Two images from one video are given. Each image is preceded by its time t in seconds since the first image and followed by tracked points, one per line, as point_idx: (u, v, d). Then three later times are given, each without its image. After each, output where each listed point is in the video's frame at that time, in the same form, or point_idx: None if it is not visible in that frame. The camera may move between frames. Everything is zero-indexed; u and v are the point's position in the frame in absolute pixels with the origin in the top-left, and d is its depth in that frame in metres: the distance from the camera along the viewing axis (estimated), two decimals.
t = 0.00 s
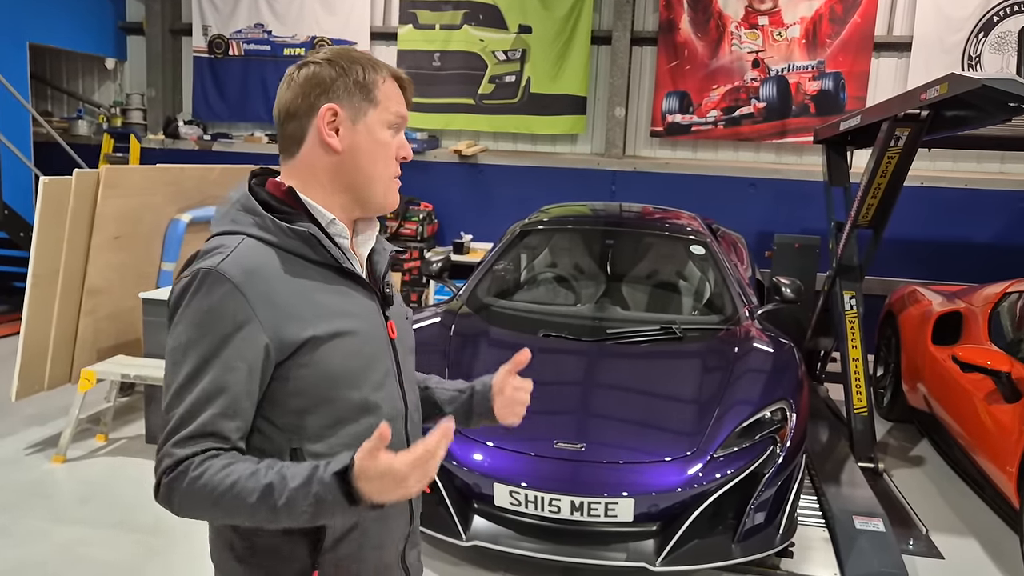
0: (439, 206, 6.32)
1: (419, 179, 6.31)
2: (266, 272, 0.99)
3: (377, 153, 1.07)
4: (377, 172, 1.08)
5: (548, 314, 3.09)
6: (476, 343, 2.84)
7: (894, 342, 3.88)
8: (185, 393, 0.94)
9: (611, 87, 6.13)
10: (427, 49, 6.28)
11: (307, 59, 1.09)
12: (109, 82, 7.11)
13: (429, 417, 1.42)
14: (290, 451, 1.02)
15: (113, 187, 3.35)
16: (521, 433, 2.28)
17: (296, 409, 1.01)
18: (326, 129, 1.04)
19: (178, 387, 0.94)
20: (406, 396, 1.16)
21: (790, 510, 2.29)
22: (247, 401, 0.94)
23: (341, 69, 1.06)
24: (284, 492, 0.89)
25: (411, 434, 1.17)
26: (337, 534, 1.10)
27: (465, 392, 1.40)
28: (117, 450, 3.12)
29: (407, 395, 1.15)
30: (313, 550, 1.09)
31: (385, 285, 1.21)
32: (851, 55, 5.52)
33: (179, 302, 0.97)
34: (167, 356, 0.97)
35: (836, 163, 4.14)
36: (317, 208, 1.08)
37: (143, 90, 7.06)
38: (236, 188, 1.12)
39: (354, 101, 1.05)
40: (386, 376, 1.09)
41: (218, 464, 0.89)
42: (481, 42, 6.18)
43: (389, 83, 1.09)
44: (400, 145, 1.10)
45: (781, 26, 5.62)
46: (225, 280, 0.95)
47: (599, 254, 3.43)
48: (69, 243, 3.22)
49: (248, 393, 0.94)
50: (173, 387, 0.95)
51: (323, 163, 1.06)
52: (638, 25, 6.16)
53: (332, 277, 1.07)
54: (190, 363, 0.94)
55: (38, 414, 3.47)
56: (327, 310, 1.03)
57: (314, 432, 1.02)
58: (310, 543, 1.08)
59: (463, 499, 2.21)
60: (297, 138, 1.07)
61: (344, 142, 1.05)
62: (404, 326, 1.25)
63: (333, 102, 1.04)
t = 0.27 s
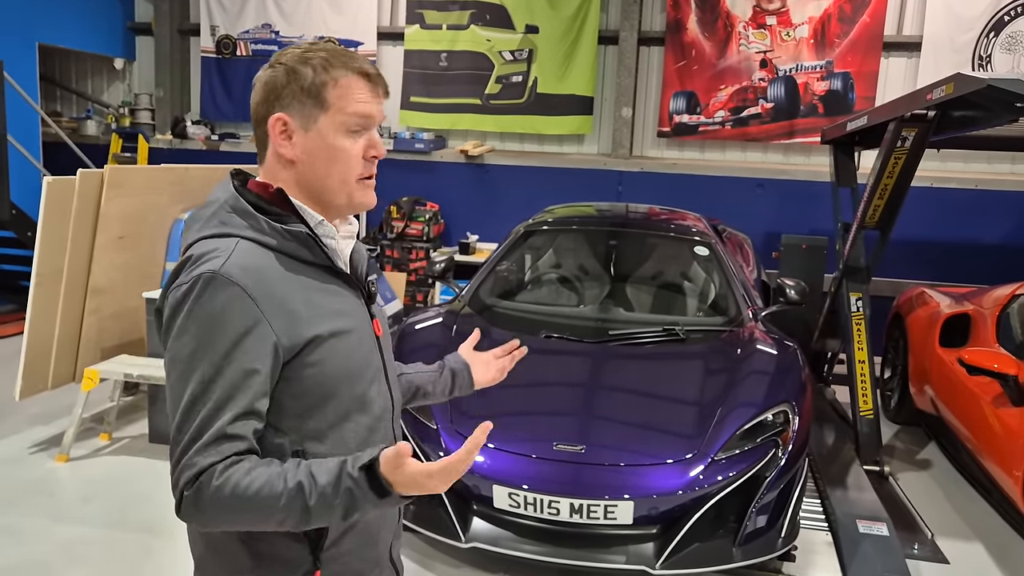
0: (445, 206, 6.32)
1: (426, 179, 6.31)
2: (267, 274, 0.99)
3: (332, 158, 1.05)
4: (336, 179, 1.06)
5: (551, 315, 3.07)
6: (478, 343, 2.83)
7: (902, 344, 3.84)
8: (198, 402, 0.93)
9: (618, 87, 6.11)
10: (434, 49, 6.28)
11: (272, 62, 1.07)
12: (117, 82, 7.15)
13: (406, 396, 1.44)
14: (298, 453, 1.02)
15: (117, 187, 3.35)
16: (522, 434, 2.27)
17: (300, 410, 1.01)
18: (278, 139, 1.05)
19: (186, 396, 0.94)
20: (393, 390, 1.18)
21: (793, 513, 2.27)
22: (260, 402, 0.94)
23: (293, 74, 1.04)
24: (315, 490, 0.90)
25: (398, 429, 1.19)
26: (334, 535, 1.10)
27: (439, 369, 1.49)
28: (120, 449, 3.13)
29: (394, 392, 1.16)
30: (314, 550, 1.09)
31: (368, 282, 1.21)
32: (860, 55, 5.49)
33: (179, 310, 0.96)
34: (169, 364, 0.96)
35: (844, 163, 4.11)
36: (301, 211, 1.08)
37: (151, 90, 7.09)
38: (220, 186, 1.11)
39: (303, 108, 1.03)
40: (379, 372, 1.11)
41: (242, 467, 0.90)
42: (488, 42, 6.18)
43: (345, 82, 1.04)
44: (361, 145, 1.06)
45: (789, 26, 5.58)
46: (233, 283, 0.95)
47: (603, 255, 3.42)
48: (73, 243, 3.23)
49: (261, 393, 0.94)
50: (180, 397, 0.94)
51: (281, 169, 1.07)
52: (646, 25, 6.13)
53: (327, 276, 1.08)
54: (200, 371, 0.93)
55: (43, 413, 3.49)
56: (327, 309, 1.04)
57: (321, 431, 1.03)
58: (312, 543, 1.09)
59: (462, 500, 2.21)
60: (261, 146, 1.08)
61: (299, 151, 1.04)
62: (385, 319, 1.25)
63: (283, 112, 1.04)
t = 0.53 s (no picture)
0: (452, 206, 6.32)
1: (433, 179, 6.31)
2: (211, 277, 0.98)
3: (253, 167, 1.02)
4: (264, 187, 1.03)
5: (554, 315, 3.06)
6: (479, 344, 2.81)
7: (911, 345, 3.80)
8: (126, 394, 0.94)
9: (626, 87, 6.08)
10: (441, 49, 6.28)
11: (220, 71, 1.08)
12: (126, 82, 7.19)
13: (400, 423, 1.41)
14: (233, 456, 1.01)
15: (120, 186, 3.36)
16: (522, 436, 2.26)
17: (240, 417, 1.00)
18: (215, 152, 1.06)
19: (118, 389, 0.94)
20: (362, 400, 1.15)
21: (796, 517, 2.25)
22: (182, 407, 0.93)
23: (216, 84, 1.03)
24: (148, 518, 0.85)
25: (364, 442, 1.15)
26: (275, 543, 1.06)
27: (442, 410, 1.44)
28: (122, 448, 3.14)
29: (361, 403, 1.14)
30: (255, 561, 1.05)
31: (347, 290, 1.17)
32: (870, 54, 5.44)
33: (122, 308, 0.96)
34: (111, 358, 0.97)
35: (852, 163, 4.07)
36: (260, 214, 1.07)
37: (160, 90, 7.12)
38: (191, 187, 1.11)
39: (223, 118, 1.02)
40: (338, 382, 1.08)
41: (134, 473, 0.90)
42: (495, 42, 6.17)
43: (257, 87, 1.00)
44: (281, 150, 1.02)
45: (798, 25, 5.54)
46: (168, 287, 0.94)
47: (608, 255, 3.40)
48: (77, 243, 3.23)
49: (184, 399, 0.93)
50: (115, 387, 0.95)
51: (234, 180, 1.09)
52: (654, 24, 6.11)
53: (285, 283, 1.05)
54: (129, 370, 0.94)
55: (47, 412, 3.50)
56: (276, 317, 1.02)
57: (260, 439, 1.02)
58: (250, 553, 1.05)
59: (461, 502, 2.19)
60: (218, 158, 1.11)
61: (230, 162, 1.04)
62: (366, 328, 1.21)
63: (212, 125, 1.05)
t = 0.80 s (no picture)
0: (460, 207, 6.33)
1: (441, 179, 6.33)
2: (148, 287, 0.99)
3: (204, 175, 1.03)
4: (214, 196, 1.04)
5: (559, 316, 3.06)
6: (483, 343, 2.81)
7: (920, 347, 3.78)
8: (72, 387, 1.00)
9: (634, 88, 6.06)
10: (450, 49, 6.29)
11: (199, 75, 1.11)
12: (138, 83, 7.26)
13: (431, 447, 1.37)
14: (172, 457, 1.04)
15: (129, 186, 3.44)
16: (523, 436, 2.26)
17: (177, 422, 1.02)
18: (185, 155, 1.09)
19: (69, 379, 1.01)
20: (317, 420, 1.10)
21: (799, 518, 2.24)
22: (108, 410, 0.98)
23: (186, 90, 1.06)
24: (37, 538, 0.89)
25: (318, 463, 1.10)
26: (205, 547, 1.05)
27: (477, 443, 1.36)
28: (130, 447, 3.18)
29: (316, 422, 1.10)
30: (187, 557, 1.05)
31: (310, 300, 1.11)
32: (880, 54, 5.40)
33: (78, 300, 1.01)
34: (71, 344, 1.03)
35: (861, 163, 4.05)
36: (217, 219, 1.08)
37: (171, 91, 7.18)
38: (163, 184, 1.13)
39: (187, 124, 1.05)
40: (284, 401, 1.07)
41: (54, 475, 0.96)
42: (504, 42, 6.17)
43: (213, 95, 1.01)
44: (230, 161, 1.02)
45: (808, 25, 5.51)
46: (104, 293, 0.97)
47: (615, 256, 3.40)
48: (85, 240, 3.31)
49: (109, 403, 0.97)
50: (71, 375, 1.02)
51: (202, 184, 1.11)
52: (662, 24, 6.09)
53: (229, 295, 1.04)
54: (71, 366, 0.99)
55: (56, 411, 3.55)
56: (214, 330, 1.02)
57: (197, 445, 1.03)
58: (183, 553, 1.05)
59: (463, 501, 2.20)
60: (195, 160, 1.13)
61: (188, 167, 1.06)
62: (338, 345, 1.14)
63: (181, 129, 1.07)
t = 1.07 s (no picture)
0: (472, 206, 6.34)
1: (453, 178, 6.33)
2: (133, 286, 1.02)
3: (204, 175, 1.04)
4: (213, 197, 1.05)
5: (569, 315, 3.05)
6: (491, 342, 2.81)
7: (934, 348, 3.73)
8: (62, 374, 1.04)
9: (647, 87, 6.04)
10: (462, 48, 6.30)
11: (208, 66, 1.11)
12: (152, 82, 7.33)
13: (444, 467, 1.32)
14: (154, 452, 1.07)
15: (139, 184, 3.51)
16: (530, 435, 2.26)
17: (160, 418, 1.06)
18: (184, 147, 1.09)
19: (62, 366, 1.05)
20: (296, 432, 1.10)
21: (809, 520, 2.22)
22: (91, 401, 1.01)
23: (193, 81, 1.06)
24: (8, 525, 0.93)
25: (295, 475, 1.10)
26: (179, 542, 1.07)
27: (489, 471, 1.28)
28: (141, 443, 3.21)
29: (294, 432, 1.10)
30: (163, 549, 1.08)
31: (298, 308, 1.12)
32: (896, 52, 5.35)
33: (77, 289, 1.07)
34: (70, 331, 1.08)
35: (876, 163, 4.01)
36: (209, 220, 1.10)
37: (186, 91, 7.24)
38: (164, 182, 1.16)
39: (190, 122, 1.05)
40: (263, 409, 1.07)
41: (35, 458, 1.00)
42: (516, 41, 6.17)
43: (222, 95, 1.02)
44: (233, 164, 1.03)
45: (822, 23, 5.47)
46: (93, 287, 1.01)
47: (625, 255, 3.39)
48: (97, 237, 3.38)
49: (93, 394, 1.01)
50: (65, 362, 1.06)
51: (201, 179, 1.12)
52: (675, 23, 6.07)
53: (212, 299, 1.06)
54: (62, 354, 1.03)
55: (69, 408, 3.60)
56: (195, 332, 1.04)
57: (176, 442, 1.06)
58: (159, 547, 1.08)
59: (469, 500, 2.20)
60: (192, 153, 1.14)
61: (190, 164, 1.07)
62: (326, 356, 1.13)
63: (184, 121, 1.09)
